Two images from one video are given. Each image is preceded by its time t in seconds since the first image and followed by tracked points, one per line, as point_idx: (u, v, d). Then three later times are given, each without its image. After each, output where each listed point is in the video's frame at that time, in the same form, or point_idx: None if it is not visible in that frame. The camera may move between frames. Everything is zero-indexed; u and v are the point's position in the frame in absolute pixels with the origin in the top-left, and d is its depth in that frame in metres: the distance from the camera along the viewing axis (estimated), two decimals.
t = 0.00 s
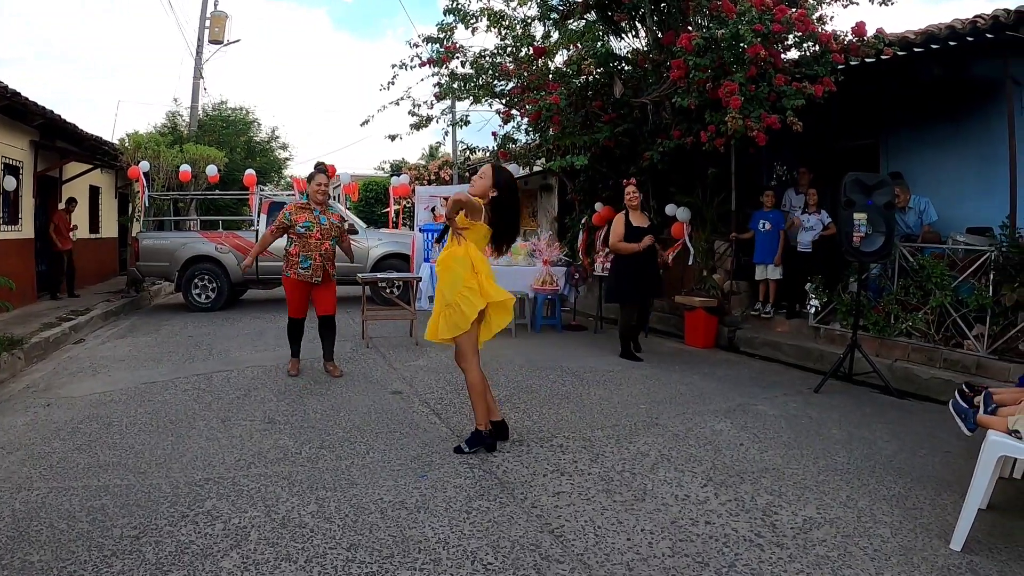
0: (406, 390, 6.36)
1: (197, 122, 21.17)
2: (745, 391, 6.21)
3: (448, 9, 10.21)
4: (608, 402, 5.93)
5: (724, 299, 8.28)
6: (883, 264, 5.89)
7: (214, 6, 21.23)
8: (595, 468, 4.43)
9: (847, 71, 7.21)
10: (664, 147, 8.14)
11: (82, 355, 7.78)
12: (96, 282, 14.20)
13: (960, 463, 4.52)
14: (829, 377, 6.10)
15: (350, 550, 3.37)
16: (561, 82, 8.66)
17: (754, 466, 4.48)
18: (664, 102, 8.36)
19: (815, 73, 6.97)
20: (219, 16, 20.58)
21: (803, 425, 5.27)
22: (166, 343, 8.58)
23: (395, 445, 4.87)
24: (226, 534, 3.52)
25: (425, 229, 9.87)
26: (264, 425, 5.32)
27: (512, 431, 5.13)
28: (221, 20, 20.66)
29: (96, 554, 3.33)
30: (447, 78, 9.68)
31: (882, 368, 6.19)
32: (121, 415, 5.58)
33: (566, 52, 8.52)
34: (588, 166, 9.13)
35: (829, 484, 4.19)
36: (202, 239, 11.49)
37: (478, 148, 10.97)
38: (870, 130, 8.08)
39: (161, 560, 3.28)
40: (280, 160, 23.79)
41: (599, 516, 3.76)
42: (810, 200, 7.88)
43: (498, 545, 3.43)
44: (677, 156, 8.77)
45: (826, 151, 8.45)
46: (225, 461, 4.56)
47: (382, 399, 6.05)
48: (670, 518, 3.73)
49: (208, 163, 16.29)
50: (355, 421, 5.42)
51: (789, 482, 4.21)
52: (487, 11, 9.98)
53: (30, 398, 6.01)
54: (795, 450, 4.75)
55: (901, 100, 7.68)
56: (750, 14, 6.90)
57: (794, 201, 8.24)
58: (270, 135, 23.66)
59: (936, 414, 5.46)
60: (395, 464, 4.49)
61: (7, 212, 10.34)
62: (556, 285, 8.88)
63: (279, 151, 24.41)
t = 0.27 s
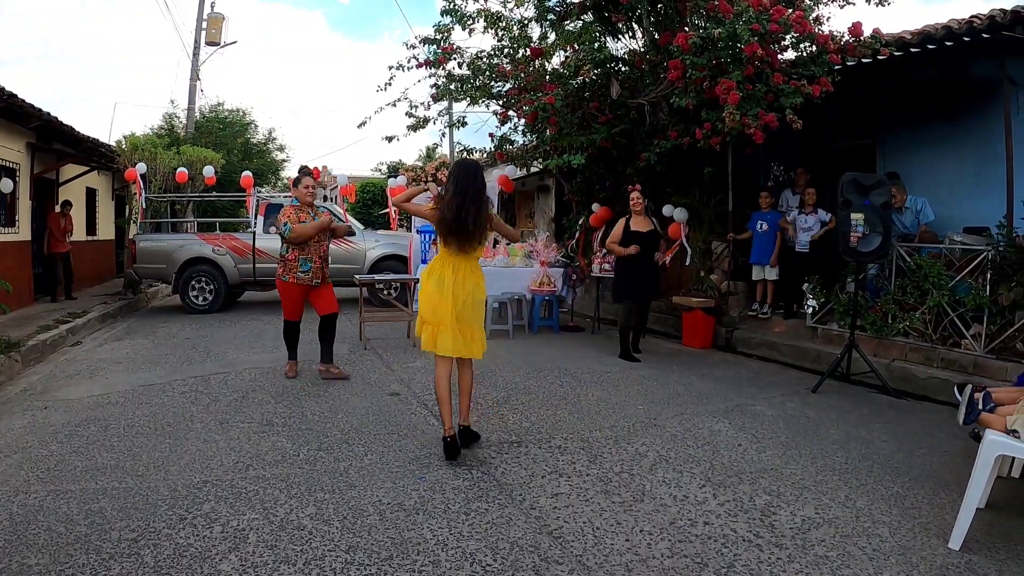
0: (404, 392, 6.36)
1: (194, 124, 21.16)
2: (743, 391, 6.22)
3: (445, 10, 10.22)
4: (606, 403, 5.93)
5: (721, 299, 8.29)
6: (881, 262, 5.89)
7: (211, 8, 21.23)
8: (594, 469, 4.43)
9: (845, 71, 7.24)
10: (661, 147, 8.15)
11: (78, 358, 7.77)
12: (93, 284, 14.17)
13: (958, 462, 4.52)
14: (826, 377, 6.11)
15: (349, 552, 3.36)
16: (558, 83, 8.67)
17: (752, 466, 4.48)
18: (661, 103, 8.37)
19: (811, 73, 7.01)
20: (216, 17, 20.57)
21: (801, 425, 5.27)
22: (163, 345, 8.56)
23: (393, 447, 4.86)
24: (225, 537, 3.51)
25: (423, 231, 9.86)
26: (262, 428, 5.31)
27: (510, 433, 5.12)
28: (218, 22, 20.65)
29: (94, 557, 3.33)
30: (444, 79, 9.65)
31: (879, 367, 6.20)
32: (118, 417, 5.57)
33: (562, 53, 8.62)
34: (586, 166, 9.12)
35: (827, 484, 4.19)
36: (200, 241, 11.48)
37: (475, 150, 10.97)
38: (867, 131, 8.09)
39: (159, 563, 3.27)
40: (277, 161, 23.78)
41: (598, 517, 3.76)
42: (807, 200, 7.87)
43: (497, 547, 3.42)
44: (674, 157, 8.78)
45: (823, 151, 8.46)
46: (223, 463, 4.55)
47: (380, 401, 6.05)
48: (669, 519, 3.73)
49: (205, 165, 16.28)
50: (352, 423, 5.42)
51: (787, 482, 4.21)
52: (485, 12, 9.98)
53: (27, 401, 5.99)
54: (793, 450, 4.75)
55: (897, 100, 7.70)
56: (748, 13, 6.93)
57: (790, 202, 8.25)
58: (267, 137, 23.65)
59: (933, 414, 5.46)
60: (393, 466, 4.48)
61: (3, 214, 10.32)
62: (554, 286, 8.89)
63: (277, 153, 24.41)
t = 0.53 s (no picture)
0: (408, 394, 6.36)
1: (199, 126, 21.21)
2: (746, 395, 6.21)
3: (450, 13, 10.25)
4: (610, 406, 5.92)
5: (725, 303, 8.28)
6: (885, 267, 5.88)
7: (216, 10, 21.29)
8: (598, 472, 4.42)
9: (849, 75, 7.25)
10: (665, 151, 8.14)
11: (83, 359, 7.79)
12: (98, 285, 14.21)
13: (963, 467, 4.50)
14: (831, 382, 6.08)
15: (353, 554, 3.36)
16: (562, 86, 8.66)
17: (756, 470, 4.47)
18: (666, 106, 8.27)
19: (816, 76, 7.01)
20: (221, 19, 20.63)
21: (805, 429, 5.26)
22: (168, 347, 8.58)
23: (397, 449, 4.86)
24: (228, 538, 3.52)
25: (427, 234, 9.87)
26: (266, 429, 5.32)
27: (514, 436, 5.12)
28: (223, 24, 20.71)
29: (98, 558, 3.33)
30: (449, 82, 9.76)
31: (883, 371, 6.19)
32: (123, 418, 5.58)
33: (566, 56, 8.68)
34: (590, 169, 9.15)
35: (832, 488, 4.18)
36: (204, 243, 11.50)
37: (480, 152, 10.97)
38: (872, 134, 8.07)
39: (163, 564, 3.27)
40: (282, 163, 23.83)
41: (601, 520, 3.75)
42: (811, 203, 7.86)
43: (501, 550, 3.42)
44: (678, 160, 8.79)
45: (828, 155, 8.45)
46: (227, 465, 4.56)
47: (383, 403, 6.05)
48: (672, 523, 3.72)
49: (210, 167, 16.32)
50: (356, 425, 5.42)
51: (791, 486, 4.20)
52: (490, 16, 10.01)
53: (32, 402, 6.01)
54: (796, 454, 4.74)
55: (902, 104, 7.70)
56: (752, 17, 6.95)
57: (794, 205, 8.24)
58: (272, 139, 23.70)
59: (938, 419, 5.44)
60: (398, 469, 4.48)
61: (9, 215, 10.36)
62: (558, 289, 8.89)
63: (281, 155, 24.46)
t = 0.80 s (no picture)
0: (413, 396, 6.36)
1: (205, 127, 21.28)
2: (752, 398, 6.19)
3: (456, 15, 10.26)
4: (616, 409, 5.91)
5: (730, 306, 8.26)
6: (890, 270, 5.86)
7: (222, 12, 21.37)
8: (604, 475, 4.41)
9: (855, 79, 7.26)
10: (670, 154, 8.14)
11: (90, 359, 7.81)
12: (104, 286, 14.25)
13: (970, 470, 4.48)
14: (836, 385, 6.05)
15: (360, 555, 3.36)
16: (568, 88, 8.64)
17: (762, 473, 4.45)
18: (671, 109, 8.25)
19: (821, 80, 7.00)
20: (227, 21, 20.71)
21: (812, 432, 5.24)
22: (174, 347, 8.59)
23: (404, 450, 4.86)
24: (235, 539, 3.52)
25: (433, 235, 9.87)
26: (273, 430, 5.32)
27: (520, 438, 5.11)
28: (228, 25, 20.79)
29: (105, 558, 3.33)
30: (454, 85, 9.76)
31: (888, 375, 6.16)
32: (129, 419, 5.59)
33: (572, 59, 8.68)
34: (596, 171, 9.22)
35: (838, 492, 4.16)
36: (210, 244, 11.53)
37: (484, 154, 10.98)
38: (877, 138, 8.06)
39: (170, 564, 3.27)
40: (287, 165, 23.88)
41: (608, 522, 3.74)
42: (817, 207, 7.87)
43: (508, 551, 3.41)
44: (683, 163, 8.79)
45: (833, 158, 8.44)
46: (233, 465, 4.56)
47: (389, 405, 6.05)
48: (679, 525, 3.71)
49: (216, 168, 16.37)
50: (362, 426, 5.42)
51: (798, 489, 4.18)
52: (495, 18, 10.01)
53: (40, 402, 6.03)
54: (803, 457, 4.72)
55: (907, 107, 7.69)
56: (757, 20, 6.91)
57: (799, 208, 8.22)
58: (277, 140, 23.76)
59: (946, 422, 5.42)
60: (404, 470, 4.48)
61: (15, 215, 10.40)
62: (563, 291, 8.89)
63: (287, 156, 24.52)
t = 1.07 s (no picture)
0: (416, 397, 6.35)
1: (207, 128, 21.33)
2: (755, 401, 6.18)
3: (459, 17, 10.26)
4: (619, 411, 5.90)
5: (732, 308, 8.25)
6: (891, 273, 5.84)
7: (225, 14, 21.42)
8: (606, 477, 4.40)
9: (857, 82, 7.27)
10: (672, 156, 8.14)
11: (93, 360, 7.82)
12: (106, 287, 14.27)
13: (973, 473, 4.47)
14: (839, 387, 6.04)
15: (363, 556, 3.36)
16: (570, 91, 8.63)
17: (764, 475, 4.45)
18: (673, 111, 8.23)
19: (824, 83, 6.97)
20: (230, 22, 20.76)
21: (814, 435, 5.23)
22: (177, 348, 8.60)
23: (406, 452, 4.86)
24: (239, 540, 3.52)
25: (435, 237, 9.86)
26: (276, 431, 5.32)
27: (523, 440, 5.11)
28: (231, 27, 20.85)
29: (108, 558, 3.34)
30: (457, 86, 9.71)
31: (890, 377, 6.15)
32: (133, 420, 5.59)
33: (575, 61, 8.66)
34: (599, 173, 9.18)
35: (840, 494, 4.15)
36: (212, 245, 11.55)
37: (486, 156, 10.98)
38: (880, 140, 8.06)
39: (173, 565, 3.28)
40: (290, 166, 23.92)
41: (610, 524, 3.74)
42: (819, 210, 7.86)
43: (511, 553, 3.41)
44: (686, 165, 8.79)
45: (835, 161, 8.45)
46: (236, 466, 4.57)
47: (392, 406, 6.04)
48: (682, 527, 3.71)
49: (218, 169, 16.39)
50: (365, 428, 5.42)
51: (800, 492, 4.17)
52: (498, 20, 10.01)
53: (43, 403, 6.03)
54: (805, 460, 4.71)
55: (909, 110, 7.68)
56: (760, 24, 6.94)
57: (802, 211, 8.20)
58: (280, 142, 23.81)
59: (949, 425, 5.40)
60: (407, 472, 4.48)
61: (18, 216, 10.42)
62: (565, 293, 8.84)
63: (289, 158, 24.56)
